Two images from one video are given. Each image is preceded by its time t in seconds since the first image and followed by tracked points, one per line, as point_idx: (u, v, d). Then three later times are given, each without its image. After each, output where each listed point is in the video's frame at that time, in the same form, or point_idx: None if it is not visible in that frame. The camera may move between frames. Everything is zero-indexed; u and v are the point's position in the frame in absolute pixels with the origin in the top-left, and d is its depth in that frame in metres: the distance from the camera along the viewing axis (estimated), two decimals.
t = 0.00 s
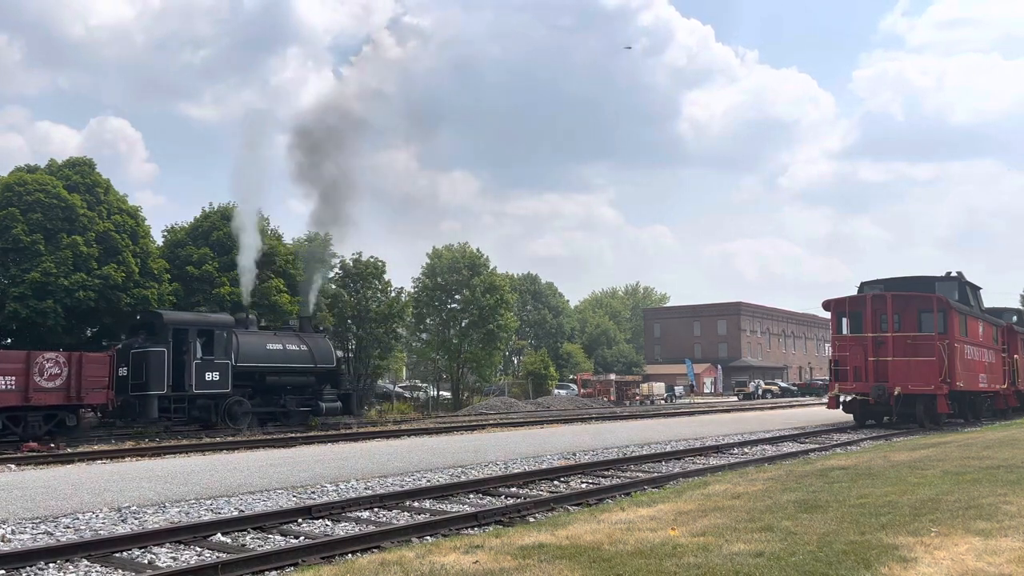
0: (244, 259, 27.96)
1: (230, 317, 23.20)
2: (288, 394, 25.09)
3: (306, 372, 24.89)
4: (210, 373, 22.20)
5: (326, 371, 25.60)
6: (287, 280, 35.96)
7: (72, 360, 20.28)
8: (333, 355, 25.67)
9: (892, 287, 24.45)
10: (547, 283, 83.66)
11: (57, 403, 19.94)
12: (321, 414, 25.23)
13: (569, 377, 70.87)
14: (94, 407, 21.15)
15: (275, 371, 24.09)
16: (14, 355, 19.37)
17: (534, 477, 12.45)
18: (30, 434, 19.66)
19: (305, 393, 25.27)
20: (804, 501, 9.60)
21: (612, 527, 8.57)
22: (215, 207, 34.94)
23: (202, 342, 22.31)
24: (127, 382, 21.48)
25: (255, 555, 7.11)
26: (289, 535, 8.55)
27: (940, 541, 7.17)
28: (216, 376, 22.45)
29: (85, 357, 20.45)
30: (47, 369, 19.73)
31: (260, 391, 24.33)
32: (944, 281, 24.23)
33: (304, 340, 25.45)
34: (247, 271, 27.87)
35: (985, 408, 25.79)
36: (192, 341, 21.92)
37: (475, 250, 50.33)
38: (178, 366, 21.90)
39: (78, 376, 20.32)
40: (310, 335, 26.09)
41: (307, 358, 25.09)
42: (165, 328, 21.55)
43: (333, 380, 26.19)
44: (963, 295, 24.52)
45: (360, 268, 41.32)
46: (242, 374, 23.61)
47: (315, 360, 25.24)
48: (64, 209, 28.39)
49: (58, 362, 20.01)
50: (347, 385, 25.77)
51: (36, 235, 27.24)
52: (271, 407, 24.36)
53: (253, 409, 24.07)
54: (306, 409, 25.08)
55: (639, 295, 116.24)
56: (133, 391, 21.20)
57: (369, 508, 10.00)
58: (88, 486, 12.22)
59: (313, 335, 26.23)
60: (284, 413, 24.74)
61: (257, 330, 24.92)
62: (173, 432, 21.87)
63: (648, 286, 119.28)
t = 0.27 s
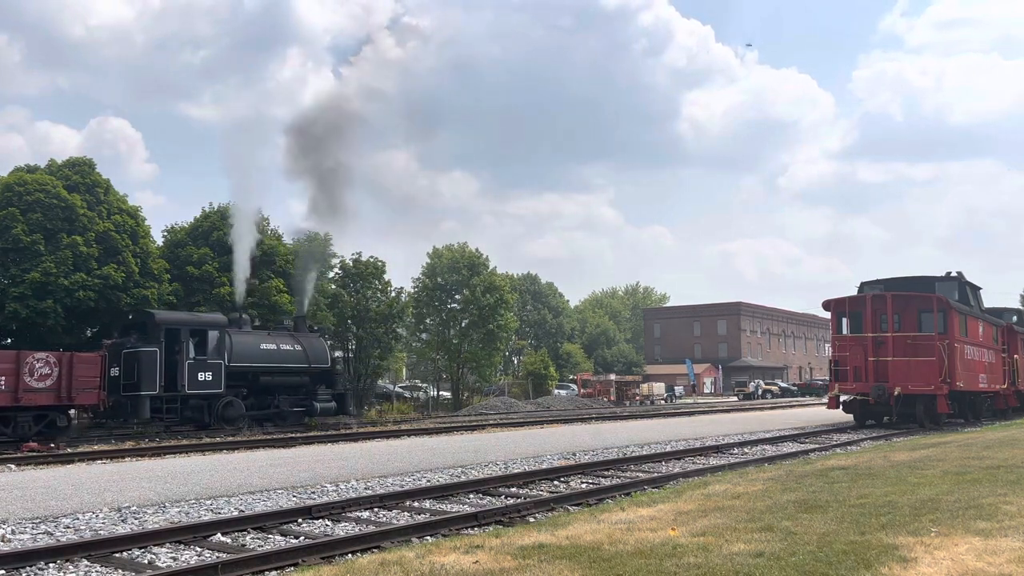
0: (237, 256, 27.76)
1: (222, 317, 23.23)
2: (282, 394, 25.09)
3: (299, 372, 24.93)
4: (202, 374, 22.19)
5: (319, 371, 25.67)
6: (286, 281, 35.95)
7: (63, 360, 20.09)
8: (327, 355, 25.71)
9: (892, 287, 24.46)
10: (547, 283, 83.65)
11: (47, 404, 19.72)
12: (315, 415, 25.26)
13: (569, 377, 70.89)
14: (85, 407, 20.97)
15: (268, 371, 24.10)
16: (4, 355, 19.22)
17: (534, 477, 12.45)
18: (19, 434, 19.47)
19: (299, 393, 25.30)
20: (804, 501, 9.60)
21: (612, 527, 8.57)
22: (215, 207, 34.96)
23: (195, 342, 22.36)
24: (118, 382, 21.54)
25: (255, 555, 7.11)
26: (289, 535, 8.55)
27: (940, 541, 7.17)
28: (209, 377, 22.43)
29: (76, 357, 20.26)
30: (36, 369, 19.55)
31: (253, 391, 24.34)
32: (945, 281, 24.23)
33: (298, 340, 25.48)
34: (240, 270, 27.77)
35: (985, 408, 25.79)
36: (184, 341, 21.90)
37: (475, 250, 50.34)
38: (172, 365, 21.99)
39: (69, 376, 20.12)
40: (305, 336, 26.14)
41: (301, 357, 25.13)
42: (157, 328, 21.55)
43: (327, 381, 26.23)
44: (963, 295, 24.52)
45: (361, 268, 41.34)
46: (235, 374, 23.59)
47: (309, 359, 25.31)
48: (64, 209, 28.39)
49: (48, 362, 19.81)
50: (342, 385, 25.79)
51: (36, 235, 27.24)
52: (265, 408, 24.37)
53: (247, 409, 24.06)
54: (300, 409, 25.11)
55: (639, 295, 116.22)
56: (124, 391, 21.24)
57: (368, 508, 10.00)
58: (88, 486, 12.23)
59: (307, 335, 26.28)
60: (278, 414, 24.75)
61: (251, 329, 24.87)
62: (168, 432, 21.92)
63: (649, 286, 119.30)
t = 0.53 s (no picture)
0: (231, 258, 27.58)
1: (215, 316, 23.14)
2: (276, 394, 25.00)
3: (294, 372, 24.84)
4: (195, 374, 22.10)
5: (314, 371, 25.55)
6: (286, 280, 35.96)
7: (53, 360, 19.90)
8: (322, 356, 25.63)
9: (892, 287, 24.46)
10: (547, 283, 83.66)
11: (37, 404, 19.55)
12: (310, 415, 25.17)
13: (569, 377, 70.92)
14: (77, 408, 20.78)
15: (262, 371, 24.00)
16: None
17: (534, 477, 12.45)
18: (9, 435, 19.30)
19: (294, 393, 25.22)
20: (804, 501, 9.60)
21: (612, 527, 8.57)
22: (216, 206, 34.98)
23: (188, 342, 22.23)
24: (110, 383, 21.40)
25: (255, 555, 7.11)
26: (289, 535, 8.55)
27: (940, 541, 7.17)
28: (201, 377, 22.30)
29: (66, 357, 20.07)
30: (26, 369, 19.38)
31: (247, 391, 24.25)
32: (944, 281, 24.24)
33: (292, 340, 25.41)
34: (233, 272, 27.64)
35: (985, 408, 25.78)
36: (177, 341, 21.80)
37: (475, 250, 50.34)
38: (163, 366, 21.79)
39: (59, 376, 19.95)
40: (300, 335, 26.06)
41: (296, 357, 25.02)
42: (150, 328, 21.48)
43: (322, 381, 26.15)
44: (963, 295, 24.52)
45: (361, 268, 41.35)
46: (228, 374, 23.51)
47: (304, 359, 25.19)
48: (64, 209, 28.38)
49: (38, 362, 19.65)
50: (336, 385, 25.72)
51: (36, 235, 27.23)
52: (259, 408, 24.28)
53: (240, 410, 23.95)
54: (294, 409, 25.05)
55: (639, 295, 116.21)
56: (116, 391, 21.09)
57: (368, 508, 10.00)
58: (88, 486, 12.23)
59: (302, 335, 26.11)
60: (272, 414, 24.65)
61: (245, 329, 24.84)
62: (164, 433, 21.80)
63: (648, 286, 119.32)
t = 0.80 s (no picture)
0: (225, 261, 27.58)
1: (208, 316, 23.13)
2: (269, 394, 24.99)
3: (287, 372, 24.84)
4: (187, 374, 22.05)
5: (308, 371, 25.56)
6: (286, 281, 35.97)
7: (43, 360, 19.87)
8: (316, 355, 25.63)
9: (892, 287, 24.47)
10: (547, 283, 83.66)
11: (27, 404, 19.50)
12: (304, 415, 25.17)
13: (569, 377, 70.94)
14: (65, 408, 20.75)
15: (255, 371, 24.04)
16: None
17: (534, 477, 12.45)
18: None
19: (287, 393, 25.21)
20: (805, 501, 9.60)
21: (613, 527, 8.58)
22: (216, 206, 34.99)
23: (181, 342, 22.14)
24: (100, 383, 21.27)
25: (255, 555, 7.11)
26: (289, 535, 8.56)
27: (940, 541, 7.17)
28: (194, 377, 22.26)
29: (56, 357, 20.05)
30: (17, 369, 19.32)
31: (240, 391, 24.22)
32: (944, 281, 24.24)
33: (286, 340, 25.40)
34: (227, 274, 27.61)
35: (985, 408, 25.79)
36: (169, 340, 21.72)
37: (475, 250, 50.35)
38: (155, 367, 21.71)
39: (49, 376, 19.92)
40: (294, 335, 26.06)
41: (289, 357, 25.04)
42: (140, 328, 21.40)
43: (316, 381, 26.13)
44: (963, 295, 24.52)
45: (361, 268, 41.37)
46: (222, 374, 23.48)
47: (298, 359, 25.23)
48: (64, 209, 28.38)
49: (28, 362, 19.60)
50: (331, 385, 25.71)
51: (36, 235, 27.23)
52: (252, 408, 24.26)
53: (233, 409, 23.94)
54: (288, 410, 25.02)
55: (639, 295, 116.20)
56: (107, 392, 20.99)
57: (369, 508, 10.00)
58: (88, 487, 12.23)
59: (296, 335, 26.15)
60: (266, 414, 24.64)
61: (238, 329, 24.74)
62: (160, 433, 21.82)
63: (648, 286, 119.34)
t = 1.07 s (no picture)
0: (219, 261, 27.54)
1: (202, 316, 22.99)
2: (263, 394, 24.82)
3: (281, 372, 24.67)
4: (179, 374, 21.86)
5: (302, 371, 25.37)
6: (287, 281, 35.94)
7: (33, 360, 19.80)
8: (310, 355, 25.50)
9: (892, 287, 24.47)
10: (547, 283, 83.62)
11: (17, 405, 19.50)
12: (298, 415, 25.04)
13: (569, 377, 70.95)
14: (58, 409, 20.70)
15: (248, 371, 23.85)
16: None
17: (534, 477, 12.45)
18: None
19: (281, 393, 25.05)
20: (805, 501, 9.60)
21: (613, 527, 8.57)
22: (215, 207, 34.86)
23: (172, 341, 21.93)
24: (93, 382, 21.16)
25: (255, 555, 7.11)
26: (289, 535, 8.56)
27: (940, 542, 7.17)
28: (186, 377, 22.07)
29: (46, 357, 19.97)
30: (5, 370, 19.31)
31: (233, 392, 24.01)
32: (945, 281, 24.24)
33: (280, 340, 25.28)
34: (221, 274, 27.54)
35: (985, 408, 25.79)
36: (161, 341, 21.55)
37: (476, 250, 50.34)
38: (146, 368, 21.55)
39: (39, 376, 19.84)
40: (288, 335, 25.98)
41: (283, 357, 24.91)
42: (133, 328, 21.26)
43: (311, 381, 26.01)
44: (963, 296, 24.52)
45: (361, 268, 41.38)
46: (215, 374, 23.30)
47: (292, 359, 25.08)
48: (64, 209, 28.37)
49: (18, 362, 19.58)
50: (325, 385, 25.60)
51: (35, 235, 27.23)
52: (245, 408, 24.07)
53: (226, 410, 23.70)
54: (281, 410, 24.86)
55: (639, 295, 116.22)
56: (99, 392, 20.87)
57: (369, 508, 10.00)
58: (88, 486, 12.24)
59: (289, 335, 26.07)
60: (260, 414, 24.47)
61: (231, 329, 24.53)
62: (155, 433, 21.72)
63: (648, 286, 119.35)
